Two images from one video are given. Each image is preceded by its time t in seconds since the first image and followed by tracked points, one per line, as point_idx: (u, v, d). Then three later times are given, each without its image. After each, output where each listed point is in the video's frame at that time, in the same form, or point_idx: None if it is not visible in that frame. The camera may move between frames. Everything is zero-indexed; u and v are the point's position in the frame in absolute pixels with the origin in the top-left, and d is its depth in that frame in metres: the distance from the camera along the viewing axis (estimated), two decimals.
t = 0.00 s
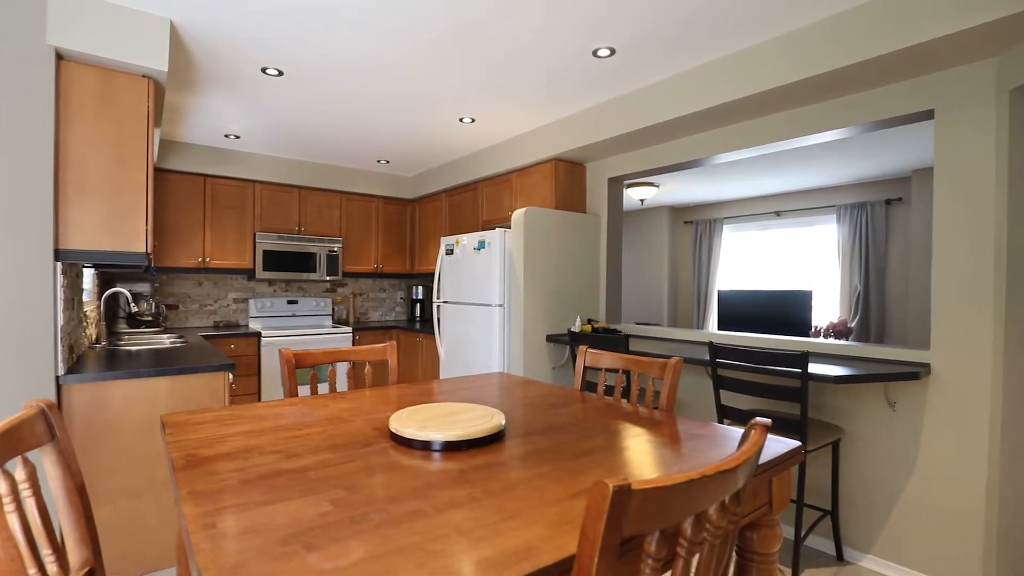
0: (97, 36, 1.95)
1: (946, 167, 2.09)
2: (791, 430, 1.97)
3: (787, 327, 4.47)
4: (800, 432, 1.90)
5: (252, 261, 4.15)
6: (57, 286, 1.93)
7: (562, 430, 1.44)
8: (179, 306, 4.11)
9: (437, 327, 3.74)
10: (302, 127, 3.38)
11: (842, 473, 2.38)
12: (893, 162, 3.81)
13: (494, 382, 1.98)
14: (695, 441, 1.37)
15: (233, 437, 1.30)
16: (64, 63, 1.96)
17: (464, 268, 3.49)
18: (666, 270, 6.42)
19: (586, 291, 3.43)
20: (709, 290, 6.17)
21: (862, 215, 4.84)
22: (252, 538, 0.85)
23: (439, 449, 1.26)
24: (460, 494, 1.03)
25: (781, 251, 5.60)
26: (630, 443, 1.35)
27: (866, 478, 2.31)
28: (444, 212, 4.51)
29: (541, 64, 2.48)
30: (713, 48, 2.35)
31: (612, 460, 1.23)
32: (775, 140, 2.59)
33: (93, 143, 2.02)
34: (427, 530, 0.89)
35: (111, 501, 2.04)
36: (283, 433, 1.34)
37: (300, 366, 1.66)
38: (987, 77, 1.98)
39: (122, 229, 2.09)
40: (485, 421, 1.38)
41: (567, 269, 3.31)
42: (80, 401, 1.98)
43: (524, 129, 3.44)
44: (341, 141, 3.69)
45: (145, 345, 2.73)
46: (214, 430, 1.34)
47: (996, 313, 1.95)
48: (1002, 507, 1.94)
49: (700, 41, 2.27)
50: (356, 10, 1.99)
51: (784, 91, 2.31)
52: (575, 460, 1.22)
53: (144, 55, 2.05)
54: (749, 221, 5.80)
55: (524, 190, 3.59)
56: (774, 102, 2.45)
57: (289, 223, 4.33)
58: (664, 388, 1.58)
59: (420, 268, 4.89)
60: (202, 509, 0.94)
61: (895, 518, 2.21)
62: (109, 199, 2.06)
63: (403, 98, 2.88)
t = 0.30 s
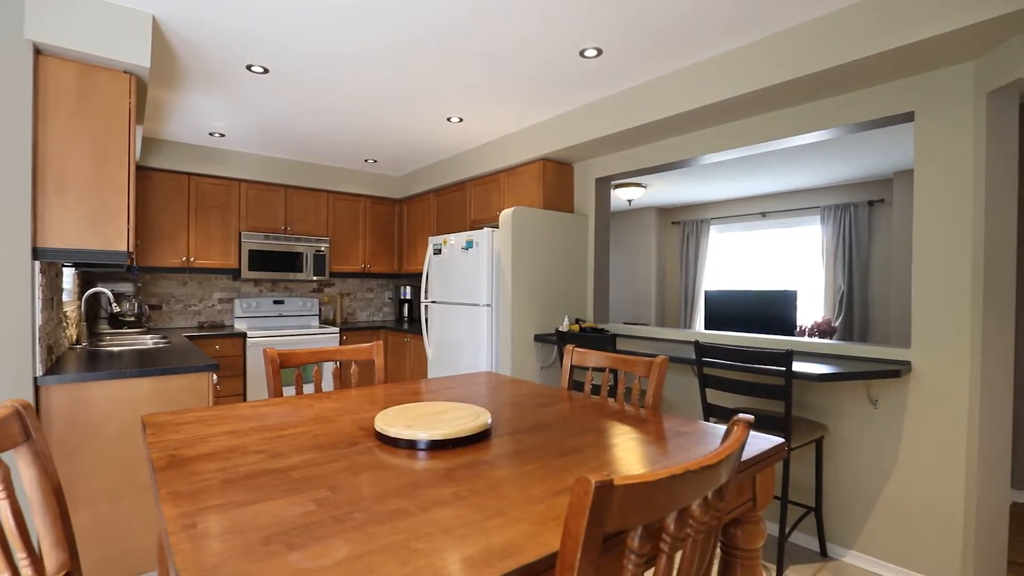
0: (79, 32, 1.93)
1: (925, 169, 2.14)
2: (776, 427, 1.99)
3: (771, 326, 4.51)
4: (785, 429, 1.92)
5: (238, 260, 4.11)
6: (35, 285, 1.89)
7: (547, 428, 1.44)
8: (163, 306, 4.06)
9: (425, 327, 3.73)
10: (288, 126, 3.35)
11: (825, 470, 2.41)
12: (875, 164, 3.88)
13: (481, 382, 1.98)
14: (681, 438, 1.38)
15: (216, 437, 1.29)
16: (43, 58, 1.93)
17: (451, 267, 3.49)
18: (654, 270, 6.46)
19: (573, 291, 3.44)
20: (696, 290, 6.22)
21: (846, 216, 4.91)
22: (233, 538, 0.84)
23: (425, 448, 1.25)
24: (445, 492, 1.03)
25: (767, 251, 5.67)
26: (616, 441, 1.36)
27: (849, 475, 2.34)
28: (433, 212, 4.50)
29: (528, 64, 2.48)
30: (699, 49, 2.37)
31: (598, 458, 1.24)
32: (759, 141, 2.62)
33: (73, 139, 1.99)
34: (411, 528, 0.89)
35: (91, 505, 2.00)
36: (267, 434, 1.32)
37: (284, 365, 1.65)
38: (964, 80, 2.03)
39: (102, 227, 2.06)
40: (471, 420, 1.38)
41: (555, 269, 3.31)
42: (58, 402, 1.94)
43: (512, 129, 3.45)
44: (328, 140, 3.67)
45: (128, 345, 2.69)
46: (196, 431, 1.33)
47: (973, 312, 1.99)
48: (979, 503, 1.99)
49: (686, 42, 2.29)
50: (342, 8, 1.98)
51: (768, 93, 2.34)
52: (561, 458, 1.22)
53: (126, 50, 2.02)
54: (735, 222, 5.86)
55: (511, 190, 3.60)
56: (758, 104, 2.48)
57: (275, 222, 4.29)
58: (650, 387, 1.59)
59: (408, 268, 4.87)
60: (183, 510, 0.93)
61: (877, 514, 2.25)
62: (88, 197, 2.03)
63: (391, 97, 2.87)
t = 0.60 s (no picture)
0: (60, 27, 1.90)
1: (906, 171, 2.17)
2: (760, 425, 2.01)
3: (757, 326, 4.56)
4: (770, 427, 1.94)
5: (223, 259, 4.07)
6: (12, 284, 1.86)
7: (533, 427, 1.44)
8: (147, 306, 4.00)
9: (413, 327, 3.71)
10: (275, 124, 3.33)
11: (809, 468, 2.44)
12: (859, 166, 3.93)
13: (468, 381, 1.97)
14: (667, 436, 1.39)
15: (198, 437, 1.27)
16: (22, 51, 1.90)
17: (440, 267, 3.48)
18: (642, 271, 6.50)
19: (562, 290, 3.45)
20: (684, 290, 6.26)
21: (830, 217, 4.98)
22: (214, 538, 0.83)
23: (411, 447, 1.25)
24: (430, 491, 1.03)
25: (753, 251, 5.72)
26: (603, 440, 1.36)
27: (832, 472, 2.37)
28: (421, 211, 4.48)
29: (516, 63, 2.49)
30: (685, 50, 2.39)
31: (585, 456, 1.24)
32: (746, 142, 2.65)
33: (52, 134, 1.96)
34: (395, 527, 0.88)
35: (71, 508, 1.96)
36: (250, 434, 1.31)
37: (269, 365, 1.63)
38: (943, 83, 2.07)
39: (83, 225, 2.02)
40: (458, 419, 1.38)
41: (544, 268, 3.32)
42: (37, 404, 1.90)
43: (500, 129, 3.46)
44: (316, 139, 3.65)
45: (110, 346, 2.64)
46: (178, 431, 1.31)
47: (953, 311, 2.02)
48: (959, 500, 2.02)
49: (672, 43, 2.31)
50: (329, 7, 1.98)
51: (753, 94, 2.37)
52: (548, 456, 1.22)
53: (107, 45, 1.99)
54: (722, 222, 5.92)
55: (500, 190, 3.60)
56: (743, 105, 2.50)
57: (262, 222, 4.25)
58: (637, 385, 1.59)
59: (396, 268, 4.85)
60: (163, 510, 0.92)
61: (860, 511, 2.27)
62: (68, 194, 1.99)
63: (379, 96, 2.86)
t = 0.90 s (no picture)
0: (39, 22, 1.87)
1: (888, 171, 2.20)
2: (746, 423, 2.03)
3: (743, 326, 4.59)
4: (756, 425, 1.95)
5: (208, 259, 4.03)
6: None
7: (520, 425, 1.44)
8: (130, 307, 3.94)
9: (401, 327, 3.70)
10: (262, 122, 3.30)
11: (795, 465, 2.46)
12: (842, 167, 3.99)
13: (455, 380, 1.97)
14: (654, 433, 1.39)
15: (181, 438, 1.25)
16: None
17: (428, 267, 3.47)
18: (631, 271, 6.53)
19: (550, 290, 3.46)
20: (672, 290, 6.30)
21: (815, 218, 5.04)
22: (194, 538, 0.82)
23: (397, 446, 1.24)
24: (415, 489, 1.02)
25: (739, 252, 5.78)
26: (590, 438, 1.36)
27: (817, 469, 2.39)
28: (409, 211, 4.47)
29: (504, 62, 2.49)
30: (672, 51, 2.41)
31: (571, 454, 1.24)
32: (732, 142, 2.67)
33: (29, 129, 1.92)
34: (379, 525, 0.88)
35: (50, 511, 1.92)
36: (234, 433, 1.30)
37: (254, 365, 1.62)
38: (924, 85, 2.10)
39: (63, 223, 1.99)
40: (444, 417, 1.37)
41: (532, 268, 3.32)
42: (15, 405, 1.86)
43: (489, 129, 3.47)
44: (303, 137, 3.62)
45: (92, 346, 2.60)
46: (160, 431, 1.29)
47: (933, 309, 2.06)
48: (939, 496, 2.05)
49: (659, 44, 2.33)
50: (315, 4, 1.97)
51: (738, 95, 2.39)
52: (534, 454, 1.22)
53: (86, 39, 1.96)
54: (709, 223, 5.96)
55: (489, 189, 3.60)
56: (729, 106, 2.53)
57: (248, 221, 4.21)
58: (623, 383, 1.60)
59: (385, 267, 4.83)
60: (142, 511, 0.90)
61: (844, 508, 2.30)
62: (48, 190, 1.96)
63: (365, 94, 2.84)
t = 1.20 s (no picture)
0: (17, 16, 1.84)
1: (871, 172, 2.24)
2: (731, 420, 2.05)
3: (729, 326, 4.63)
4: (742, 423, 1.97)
5: (193, 258, 3.98)
6: None
7: (506, 423, 1.43)
8: (113, 307, 3.88)
9: (390, 326, 3.68)
10: (248, 120, 3.28)
11: (780, 463, 2.49)
12: (827, 168, 4.04)
13: (443, 380, 1.96)
14: (640, 431, 1.40)
15: (163, 438, 1.24)
16: None
17: (416, 266, 3.46)
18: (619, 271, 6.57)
19: (538, 289, 3.46)
20: (659, 290, 6.34)
21: (801, 218, 5.11)
22: (175, 539, 0.80)
23: (383, 445, 1.24)
24: (401, 487, 1.02)
25: (726, 252, 5.83)
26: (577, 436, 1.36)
27: (802, 466, 2.42)
28: (398, 210, 4.45)
29: (492, 62, 2.50)
30: (658, 52, 2.44)
31: (557, 452, 1.24)
32: (718, 143, 2.70)
33: (7, 125, 1.89)
34: (363, 523, 0.87)
35: (29, 515, 1.89)
36: (217, 433, 1.28)
37: (239, 364, 1.60)
38: (904, 87, 2.14)
39: (43, 221, 1.97)
40: (431, 416, 1.37)
41: (521, 267, 3.33)
42: None
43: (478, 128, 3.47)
44: (290, 136, 3.60)
45: (73, 347, 2.55)
46: (141, 432, 1.27)
47: (915, 307, 2.09)
48: (921, 491, 2.08)
49: (646, 45, 2.35)
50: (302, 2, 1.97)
51: (724, 96, 2.41)
52: (520, 453, 1.22)
53: (66, 33, 1.91)
54: (696, 223, 6.02)
55: (477, 189, 3.60)
56: (715, 106, 2.55)
57: (234, 220, 4.17)
58: (610, 382, 1.61)
59: (373, 267, 4.81)
60: (122, 511, 0.89)
61: (828, 504, 2.33)
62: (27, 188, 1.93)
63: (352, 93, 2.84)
